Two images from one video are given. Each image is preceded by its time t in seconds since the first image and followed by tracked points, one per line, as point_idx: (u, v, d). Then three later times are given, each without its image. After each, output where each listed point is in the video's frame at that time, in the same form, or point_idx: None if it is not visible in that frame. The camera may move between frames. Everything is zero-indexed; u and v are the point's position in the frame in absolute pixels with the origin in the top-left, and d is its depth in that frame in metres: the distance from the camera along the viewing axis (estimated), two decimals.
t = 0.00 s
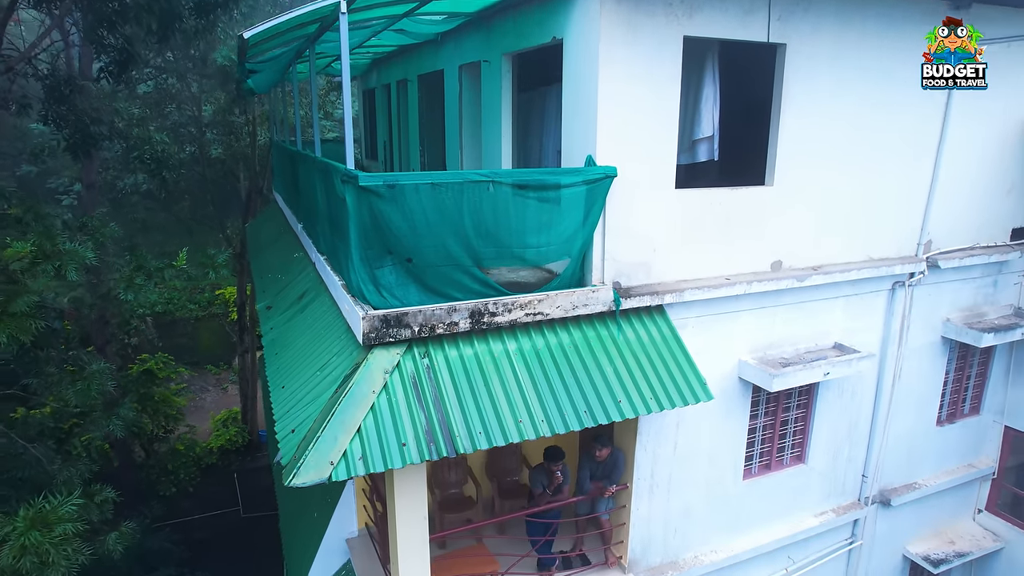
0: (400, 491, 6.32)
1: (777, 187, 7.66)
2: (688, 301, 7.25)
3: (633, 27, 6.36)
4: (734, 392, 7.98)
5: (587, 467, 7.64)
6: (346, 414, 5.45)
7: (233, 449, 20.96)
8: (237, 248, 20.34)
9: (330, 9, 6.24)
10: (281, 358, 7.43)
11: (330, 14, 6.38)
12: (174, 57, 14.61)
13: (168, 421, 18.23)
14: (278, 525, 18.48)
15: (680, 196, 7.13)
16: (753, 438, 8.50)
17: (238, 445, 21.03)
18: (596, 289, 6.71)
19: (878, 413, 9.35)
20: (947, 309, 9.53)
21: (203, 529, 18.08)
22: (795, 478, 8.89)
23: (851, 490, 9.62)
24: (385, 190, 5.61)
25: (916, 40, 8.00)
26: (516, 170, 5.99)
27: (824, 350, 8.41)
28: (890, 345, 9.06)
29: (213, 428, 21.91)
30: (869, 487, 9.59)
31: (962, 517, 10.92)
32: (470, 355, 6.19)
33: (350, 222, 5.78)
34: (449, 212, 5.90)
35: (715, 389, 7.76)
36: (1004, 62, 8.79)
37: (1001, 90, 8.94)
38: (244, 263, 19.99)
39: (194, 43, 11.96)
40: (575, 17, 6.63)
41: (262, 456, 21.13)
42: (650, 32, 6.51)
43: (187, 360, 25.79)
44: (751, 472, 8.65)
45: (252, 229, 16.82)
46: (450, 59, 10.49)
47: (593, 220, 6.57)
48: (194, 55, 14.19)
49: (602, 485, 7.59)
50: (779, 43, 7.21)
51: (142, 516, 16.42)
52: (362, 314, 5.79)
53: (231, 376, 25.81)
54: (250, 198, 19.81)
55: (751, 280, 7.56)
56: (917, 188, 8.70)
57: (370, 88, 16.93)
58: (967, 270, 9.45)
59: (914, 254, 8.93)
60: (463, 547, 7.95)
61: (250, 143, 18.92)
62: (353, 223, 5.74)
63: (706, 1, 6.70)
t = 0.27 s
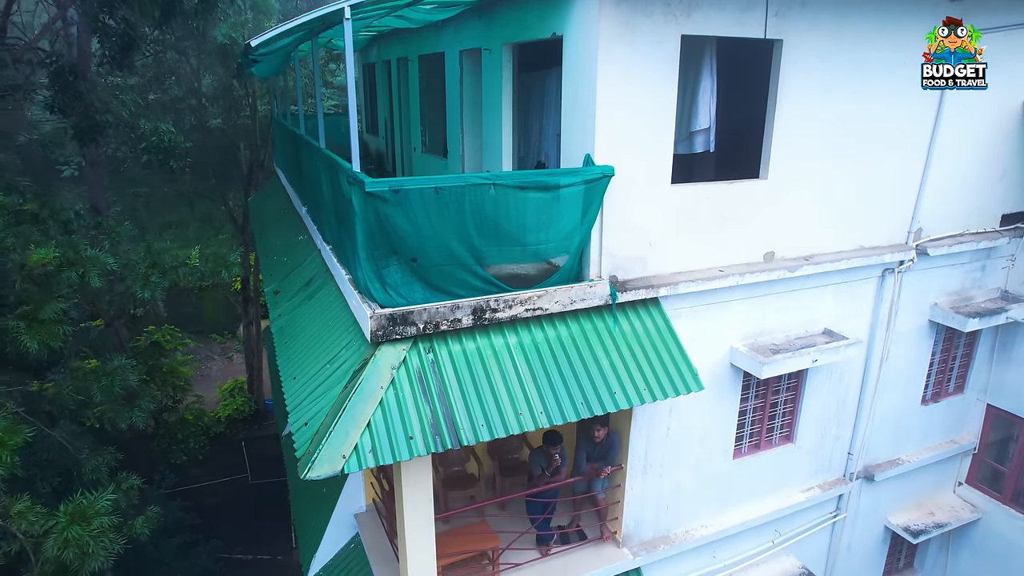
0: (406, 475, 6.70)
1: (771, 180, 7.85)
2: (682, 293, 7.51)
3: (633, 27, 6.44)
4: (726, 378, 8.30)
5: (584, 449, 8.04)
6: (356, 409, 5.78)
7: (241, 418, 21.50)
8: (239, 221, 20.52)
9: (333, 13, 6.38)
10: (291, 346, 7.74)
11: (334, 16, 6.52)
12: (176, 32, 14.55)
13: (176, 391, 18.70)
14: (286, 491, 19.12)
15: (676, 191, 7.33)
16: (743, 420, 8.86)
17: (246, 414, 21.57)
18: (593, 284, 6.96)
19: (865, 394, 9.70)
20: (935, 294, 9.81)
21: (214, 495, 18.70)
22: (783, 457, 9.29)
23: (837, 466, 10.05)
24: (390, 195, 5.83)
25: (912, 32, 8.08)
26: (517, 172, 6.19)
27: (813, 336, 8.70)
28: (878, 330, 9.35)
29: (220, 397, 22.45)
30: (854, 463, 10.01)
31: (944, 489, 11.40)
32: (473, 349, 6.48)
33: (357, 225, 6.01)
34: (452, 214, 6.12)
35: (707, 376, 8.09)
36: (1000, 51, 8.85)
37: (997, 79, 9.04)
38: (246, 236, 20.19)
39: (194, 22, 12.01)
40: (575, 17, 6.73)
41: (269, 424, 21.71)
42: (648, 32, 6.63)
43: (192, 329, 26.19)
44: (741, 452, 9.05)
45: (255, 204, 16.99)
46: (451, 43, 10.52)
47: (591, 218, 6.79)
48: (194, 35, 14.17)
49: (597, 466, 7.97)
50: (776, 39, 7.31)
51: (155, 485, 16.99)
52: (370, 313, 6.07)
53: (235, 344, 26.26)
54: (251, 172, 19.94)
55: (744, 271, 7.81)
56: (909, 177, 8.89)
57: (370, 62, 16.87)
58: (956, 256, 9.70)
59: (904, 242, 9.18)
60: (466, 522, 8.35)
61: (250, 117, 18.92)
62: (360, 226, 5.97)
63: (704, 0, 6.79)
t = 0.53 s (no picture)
0: (412, 466, 7.16)
1: (762, 181, 8.13)
2: (674, 292, 7.87)
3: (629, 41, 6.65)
4: (716, 369, 8.72)
5: (579, 437, 8.45)
6: (366, 409, 6.20)
7: (248, 390, 22.11)
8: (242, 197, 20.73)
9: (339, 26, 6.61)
10: (302, 340, 8.15)
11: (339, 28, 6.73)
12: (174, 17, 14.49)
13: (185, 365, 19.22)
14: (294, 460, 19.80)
15: (670, 195, 7.63)
16: (732, 407, 9.31)
17: (253, 386, 22.14)
18: (589, 286, 7.32)
19: (850, 380, 10.13)
20: (920, 284, 10.18)
21: (223, 465, 19.40)
22: (769, 440, 9.77)
23: (822, 447, 10.55)
24: (396, 209, 6.16)
25: (904, 34, 8.25)
26: (517, 184, 6.49)
27: (800, 327, 9.09)
28: (864, 319, 9.73)
29: (227, 369, 23.00)
30: (838, 445, 10.51)
31: (924, 466, 11.93)
32: (474, 349, 6.88)
33: (365, 235, 6.36)
34: (455, 224, 6.45)
35: (697, 368, 8.50)
36: (993, 49, 9.05)
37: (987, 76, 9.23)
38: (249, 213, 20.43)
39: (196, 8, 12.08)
40: (573, 28, 6.93)
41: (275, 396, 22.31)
42: (644, 44, 6.84)
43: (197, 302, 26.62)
44: (729, 435, 9.53)
45: (258, 183, 17.22)
46: (452, 34, 10.65)
47: (588, 224, 7.11)
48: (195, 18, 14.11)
49: (592, 452, 8.45)
50: (770, 45, 7.51)
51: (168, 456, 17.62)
52: (378, 319, 6.46)
53: (240, 316, 26.72)
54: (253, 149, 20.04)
55: (734, 269, 8.16)
56: (897, 174, 9.16)
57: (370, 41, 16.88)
58: (941, 248, 10.04)
59: (891, 236, 9.51)
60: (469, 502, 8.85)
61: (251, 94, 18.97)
62: (368, 237, 6.31)
63: (699, 11, 6.98)
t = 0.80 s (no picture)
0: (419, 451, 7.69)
1: (751, 179, 8.48)
2: (666, 285, 8.29)
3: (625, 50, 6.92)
4: (705, 356, 9.18)
5: (575, 420, 8.95)
6: (376, 403, 6.69)
7: (255, 360, 22.70)
8: (246, 173, 20.96)
9: (345, 37, 6.89)
10: (313, 331, 8.60)
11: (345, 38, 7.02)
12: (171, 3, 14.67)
13: (193, 338, 19.72)
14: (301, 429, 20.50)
15: (662, 194, 7.98)
16: (721, 390, 9.80)
17: (260, 357, 22.70)
18: (585, 282, 7.74)
19: (834, 363, 10.62)
20: (904, 271, 10.59)
21: (233, 433, 20.08)
22: (756, 419, 10.30)
23: (806, 424, 11.10)
24: (403, 217, 6.55)
25: (893, 34, 8.48)
26: (516, 191, 6.86)
27: (787, 315, 9.53)
28: (849, 305, 10.16)
29: (235, 340, 23.55)
30: (822, 423, 11.05)
31: (904, 440, 12.54)
32: (476, 344, 7.33)
33: (373, 241, 6.76)
34: (458, 229, 6.85)
35: (687, 355, 8.97)
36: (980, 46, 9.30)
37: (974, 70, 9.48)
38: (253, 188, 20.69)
39: None
40: (570, 37, 7.18)
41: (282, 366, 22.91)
42: (638, 53, 7.11)
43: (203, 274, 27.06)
44: (718, 416, 10.05)
45: (261, 161, 17.46)
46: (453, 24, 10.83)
47: (584, 225, 7.48)
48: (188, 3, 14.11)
49: (587, 434, 8.97)
50: (761, 49, 7.75)
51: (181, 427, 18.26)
52: (386, 318, 6.91)
53: (245, 288, 27.16)
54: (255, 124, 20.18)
55: (723, 263, 8.57)
56: (883, 167, 9.48)
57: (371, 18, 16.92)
58: (925, 236, 10.41)
59: (877, 227, 9.90)
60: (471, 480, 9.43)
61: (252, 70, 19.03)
62: (376, 242, 6.72)
63: (692, 19, 7.22)
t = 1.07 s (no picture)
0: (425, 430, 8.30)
1: (741, 172, 8.86)
2: (657, 274, 8.75)
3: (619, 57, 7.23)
4: (694, 338, 9.69)
5: (571, 400, 9.60)
6: (386, 389, 7.23)
7: (262, 330, 23.27)
8: (249, 145, 21.14)
9: (352, 42, 7.20)
10: (324, 316, 9.11)
11: (351, 42, 7.33)
12: None
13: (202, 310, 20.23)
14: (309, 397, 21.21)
15: (655, 189, 8.38)
16: (710, 369, 10.34)
17: (266, 326, 23.28)
18: (580, 274, 8.20)
19: (819, 342, 11.15)
20: (888, 255, 11.03)
21: (243, 401, 20.79)
22: (743, 396, 10.88)
23: (791, 399, 11.69)
24: (408, 218, 6.99)
25: (881, 30, 8.75)
26: (516, 191, 7.26)
27: (773, 299, 10.01)
28: (834, 288, 10.62)
29: (241, 310, 24.09)
30: (806, 398, 11.65)
31: (885, 412, 13.19)
32: (478, 334, 7.84)
33: (381, 239, 7.21)
34: (460, 228, 7.28)
35: (677, 339, 9.49)
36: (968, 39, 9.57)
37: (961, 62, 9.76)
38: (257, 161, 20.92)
39: None
40: (567, 40, 7.49)
41: (288, 335, 23.51)
42: (632, 57, 7.42)
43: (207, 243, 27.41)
44: (707, 393, 10.62)
45: (264, 136, 17.69)
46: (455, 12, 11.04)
47: (579, 220, 7.90)
48: None
49: (582, 412, 9.59)
50: (752, 49, 8.06)
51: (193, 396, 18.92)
52: (394, 311, 7.41)
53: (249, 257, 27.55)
54: (257, 97, 20.28)
55: (712, 252, 9.02)
56: (868, 157, 9.85)
57: None
58: (909, 222, 10.83)
59: (862, 214, 10.33)
60: (473, 454, 10.06)
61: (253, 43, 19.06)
62: (384, 241, 7.16)
63: (685, 23, 7.52)
